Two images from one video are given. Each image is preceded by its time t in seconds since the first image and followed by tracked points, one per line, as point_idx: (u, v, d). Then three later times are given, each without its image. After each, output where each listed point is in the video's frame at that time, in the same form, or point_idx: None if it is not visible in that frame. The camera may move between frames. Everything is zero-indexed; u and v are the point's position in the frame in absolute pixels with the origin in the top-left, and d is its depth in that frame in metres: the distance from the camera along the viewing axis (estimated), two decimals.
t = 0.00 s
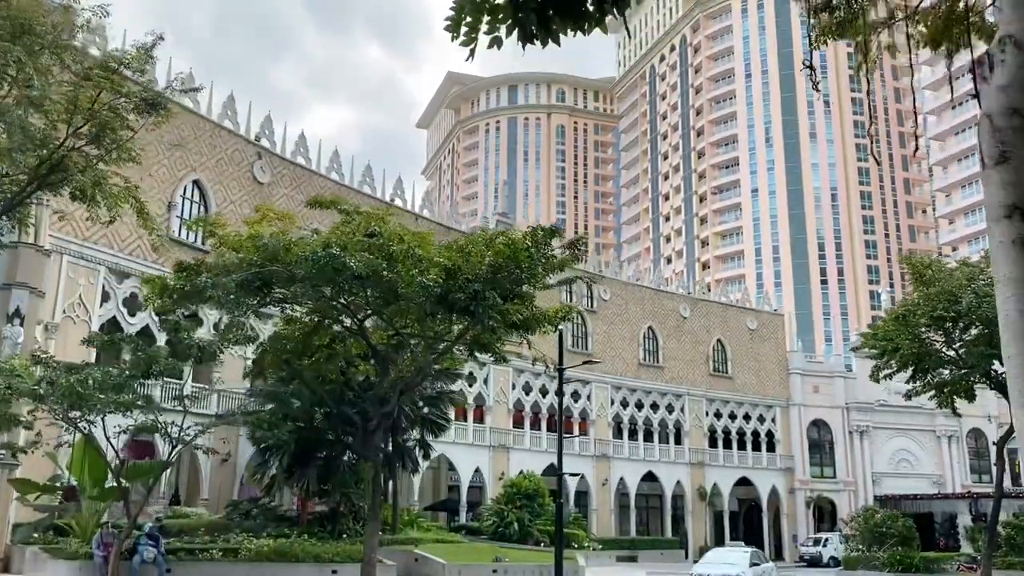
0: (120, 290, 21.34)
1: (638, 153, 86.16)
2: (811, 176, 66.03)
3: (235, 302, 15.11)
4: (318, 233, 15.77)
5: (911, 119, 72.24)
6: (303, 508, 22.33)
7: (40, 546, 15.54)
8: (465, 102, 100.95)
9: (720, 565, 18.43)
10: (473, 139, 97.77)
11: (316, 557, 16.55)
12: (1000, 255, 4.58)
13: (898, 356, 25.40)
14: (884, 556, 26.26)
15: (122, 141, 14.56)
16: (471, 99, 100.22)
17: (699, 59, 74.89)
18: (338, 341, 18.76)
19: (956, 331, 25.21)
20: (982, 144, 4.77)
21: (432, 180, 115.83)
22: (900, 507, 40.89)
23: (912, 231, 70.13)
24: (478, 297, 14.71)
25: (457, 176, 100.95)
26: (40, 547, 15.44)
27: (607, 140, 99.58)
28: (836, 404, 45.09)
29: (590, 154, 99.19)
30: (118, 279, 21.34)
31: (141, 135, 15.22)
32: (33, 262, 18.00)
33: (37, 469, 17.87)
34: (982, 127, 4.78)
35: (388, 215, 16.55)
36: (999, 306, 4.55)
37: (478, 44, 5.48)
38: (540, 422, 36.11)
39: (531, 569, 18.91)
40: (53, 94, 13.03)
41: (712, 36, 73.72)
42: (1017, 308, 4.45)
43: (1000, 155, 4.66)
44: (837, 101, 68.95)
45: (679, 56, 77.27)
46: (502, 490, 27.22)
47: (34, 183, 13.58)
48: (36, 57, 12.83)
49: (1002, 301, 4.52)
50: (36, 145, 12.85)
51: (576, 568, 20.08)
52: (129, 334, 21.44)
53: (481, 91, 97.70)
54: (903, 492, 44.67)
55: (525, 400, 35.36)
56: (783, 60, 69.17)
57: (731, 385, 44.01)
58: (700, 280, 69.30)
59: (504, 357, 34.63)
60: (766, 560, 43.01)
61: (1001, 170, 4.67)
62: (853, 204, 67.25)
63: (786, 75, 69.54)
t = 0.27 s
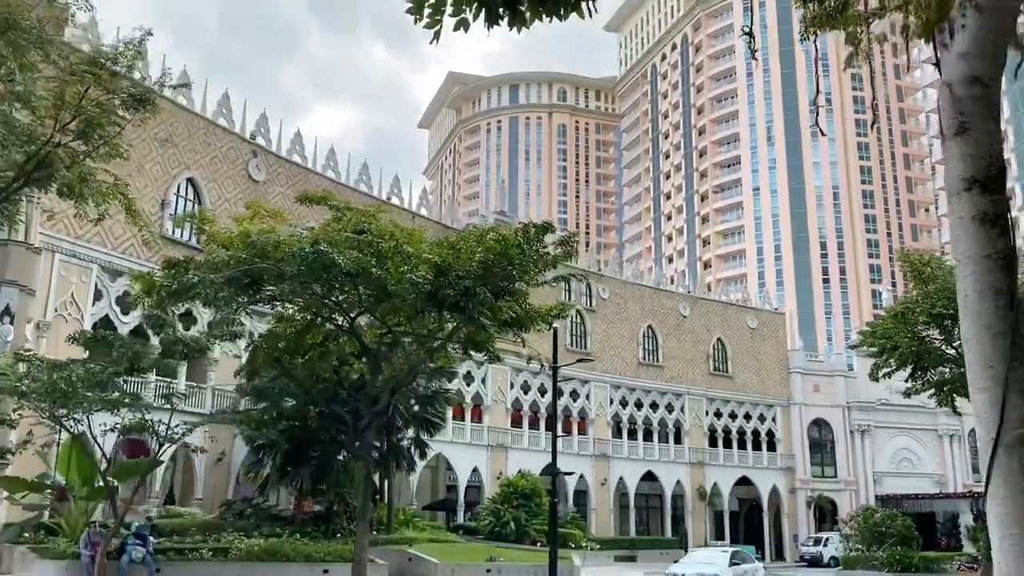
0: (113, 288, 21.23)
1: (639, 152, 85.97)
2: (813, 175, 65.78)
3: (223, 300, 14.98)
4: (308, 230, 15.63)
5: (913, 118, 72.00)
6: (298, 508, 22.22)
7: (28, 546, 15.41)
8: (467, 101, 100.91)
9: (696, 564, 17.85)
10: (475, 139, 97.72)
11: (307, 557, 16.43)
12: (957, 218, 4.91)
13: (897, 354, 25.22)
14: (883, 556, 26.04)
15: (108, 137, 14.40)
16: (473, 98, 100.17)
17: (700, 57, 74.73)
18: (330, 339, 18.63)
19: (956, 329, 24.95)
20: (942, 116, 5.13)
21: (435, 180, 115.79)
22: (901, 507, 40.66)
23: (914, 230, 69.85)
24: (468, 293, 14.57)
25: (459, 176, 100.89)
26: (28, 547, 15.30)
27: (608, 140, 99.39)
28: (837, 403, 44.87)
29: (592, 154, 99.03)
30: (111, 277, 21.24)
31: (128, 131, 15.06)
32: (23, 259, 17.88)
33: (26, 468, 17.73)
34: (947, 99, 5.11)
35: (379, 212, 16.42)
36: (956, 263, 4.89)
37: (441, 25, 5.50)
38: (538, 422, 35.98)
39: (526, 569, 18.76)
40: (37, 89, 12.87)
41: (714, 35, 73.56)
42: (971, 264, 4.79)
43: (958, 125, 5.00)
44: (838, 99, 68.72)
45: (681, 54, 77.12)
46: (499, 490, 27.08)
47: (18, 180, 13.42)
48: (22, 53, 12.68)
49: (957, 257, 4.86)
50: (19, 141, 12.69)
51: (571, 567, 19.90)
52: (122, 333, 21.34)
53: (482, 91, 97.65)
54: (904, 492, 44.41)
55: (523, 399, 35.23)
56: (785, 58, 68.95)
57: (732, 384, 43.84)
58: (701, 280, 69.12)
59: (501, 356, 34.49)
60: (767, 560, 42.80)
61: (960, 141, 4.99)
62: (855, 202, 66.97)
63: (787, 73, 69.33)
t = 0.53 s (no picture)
0: (106, 288, 21.11)
1: (641, 152, 85.80)
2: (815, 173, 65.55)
3: (211, 300, 14.86)
4: (301, 228, 15.44)
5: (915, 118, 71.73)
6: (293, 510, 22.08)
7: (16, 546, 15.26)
8: (469, 101, 100.75)
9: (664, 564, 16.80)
10: (476, 139, 97.59)
11: (300, 558, 16.31)
12: (913, 196, 4.63)
13: (896, 354, 25.07)
14: (883, 558, 25.84)
15: (95, 134, 14.26)
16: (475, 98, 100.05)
17: (702, 57, 74.56)
18: (324, 339, 18.49)
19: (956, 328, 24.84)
20: (899, 88, 4.84)
21: (436, 180, 115.67)
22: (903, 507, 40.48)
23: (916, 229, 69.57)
24: (458, 291, 14.42)
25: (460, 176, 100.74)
26: (16, 547, 15.18)
27: (610, 140, 99.15)
28: (838, 403, 44.65)
29: (594, 153, 98.88)
30: (104, 277, 21.11)
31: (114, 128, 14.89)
32: (15, 259, 17.75)
33: (17, 467, 17.58)
34: (906, 70, 4.83)
35: (370, 210, 16.27)
36: (912, 245, 4.62)
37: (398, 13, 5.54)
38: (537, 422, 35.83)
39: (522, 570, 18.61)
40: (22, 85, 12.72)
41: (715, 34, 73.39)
42: (927, 246, 4.51)
43: (916, 99, 4.73)
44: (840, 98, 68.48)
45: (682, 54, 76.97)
46: (496, 490, 26.93)
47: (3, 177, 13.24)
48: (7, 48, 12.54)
49: (913, 238, 4.59)
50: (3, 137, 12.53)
51: (567, 568, 19.74)
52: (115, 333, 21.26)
53: (484, 91, 97.52)
54: (906, 492, 44.13)
55: (522, 399, 35.05)
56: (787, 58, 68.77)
57: (732, 384, 43.63)
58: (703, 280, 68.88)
59: (500, 356, 34.35)
60: (767, 561, 42.57)
61: (918, 115, 4.72)
62: (858, 201, 66.69)
63: (789, 72, 69.11)
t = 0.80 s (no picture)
0: (99, 286, 21.02)
1: (643, 151, 85.64)
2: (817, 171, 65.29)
3: (199, 297, 14.61)
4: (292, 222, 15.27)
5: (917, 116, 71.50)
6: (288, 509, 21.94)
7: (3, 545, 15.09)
8: (470, 100, 100.64)
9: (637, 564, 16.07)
10: (478, 138, 97.44)
11: (291, 558, 16.17)
12: (870, 192, 5.38)
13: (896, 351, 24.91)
14: (884, 557, 25.62)
15: (82, 129, 14.15)
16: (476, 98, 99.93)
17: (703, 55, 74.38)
18: (318, 336, 18.36)
19: (955, 324, 24.70)
20: (862, 106, 5.52)
21: (438, 180, 115.53)
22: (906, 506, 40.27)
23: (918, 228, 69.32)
24: (449, 287, 14.28)
25: (461, 175, 100.55)
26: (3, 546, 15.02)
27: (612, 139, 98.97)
28: (840, 401, 44.43)
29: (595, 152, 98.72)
30: (97, 275, 21.03)
31: (101, 121, 14.72)
32: (6, 256, 17.66)
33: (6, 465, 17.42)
34: (863, 82, 5.55)
35: (362, 205, 16.13)
36: (870, 234, 5.38)
37: None
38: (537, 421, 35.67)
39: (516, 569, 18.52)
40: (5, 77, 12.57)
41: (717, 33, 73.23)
42: (883, 235, 5.27)
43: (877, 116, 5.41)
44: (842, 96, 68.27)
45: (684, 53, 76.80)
46: (493, 489, 26.80)
47: None
48: None
49: (871, 229, 5.35)
50: None
51: (561, 567, 19.55)
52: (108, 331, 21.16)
53: (486, 90, 97.40)
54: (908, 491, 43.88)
55: (520, 398, 34.88)
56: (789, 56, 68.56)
57: (732, 383, 43.44)
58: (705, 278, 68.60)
59: (499, 354, 34.17)
60: (768, 561, 42.32)
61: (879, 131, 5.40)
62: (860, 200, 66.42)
63: (791, 71, 68.89)
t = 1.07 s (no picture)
0: (91, 285, 20.94)
1: (643, 151, 85.49)
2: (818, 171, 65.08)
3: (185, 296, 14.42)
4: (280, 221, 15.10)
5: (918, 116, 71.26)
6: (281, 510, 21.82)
7: None
8: (471, 101, 100.55)
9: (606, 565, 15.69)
10: (479, 139, 97.30)
11: (280, 559, 16.05)
12: (798, 173, 5.19)
13: (894, 351, 24.71)
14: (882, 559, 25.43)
15: (67, 126, 14.02)
16: (477, 98, 99.82)
17: (704, 55, 74.20)
18: (309, 336, 18.24)
19: (954, 324, 24.50)
20: (791, 82, 5.32)
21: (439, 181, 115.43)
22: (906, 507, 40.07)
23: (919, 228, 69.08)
24: (437, 286, 14.16)
25: (462, 175, 100.40)
26: None
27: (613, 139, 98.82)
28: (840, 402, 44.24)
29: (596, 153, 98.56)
30: (89, 274, 20.95)
31: (87, 118, 14.56)
32: None
33: None
34: (791, 55, 5.35)
35: (351, 203, 16.00)
36: (799, 218, 5.19)
37: None
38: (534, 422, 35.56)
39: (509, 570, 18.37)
40: None
41: (718, 32, 73.06)
42: (809, 218, 5.09)
43: (805, 93, 5.22)
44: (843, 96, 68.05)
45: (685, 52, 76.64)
46: (489, 490, 26.66)
47: None
48: None
49: (798, 212, 5.17)
50: None
51: (555, 568, 19.47)
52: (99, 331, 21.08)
53: (486, 90, 97.29)
54: (909, 492, 43.65)
55: (518, 399, 34.75)
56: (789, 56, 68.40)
57: (731, 383, 43.27)
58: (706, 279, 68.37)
59: (496, 355, 34.04)
60: (768, 562, 42.11)
61: (806, 108, 5.20)
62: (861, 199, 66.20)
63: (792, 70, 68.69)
